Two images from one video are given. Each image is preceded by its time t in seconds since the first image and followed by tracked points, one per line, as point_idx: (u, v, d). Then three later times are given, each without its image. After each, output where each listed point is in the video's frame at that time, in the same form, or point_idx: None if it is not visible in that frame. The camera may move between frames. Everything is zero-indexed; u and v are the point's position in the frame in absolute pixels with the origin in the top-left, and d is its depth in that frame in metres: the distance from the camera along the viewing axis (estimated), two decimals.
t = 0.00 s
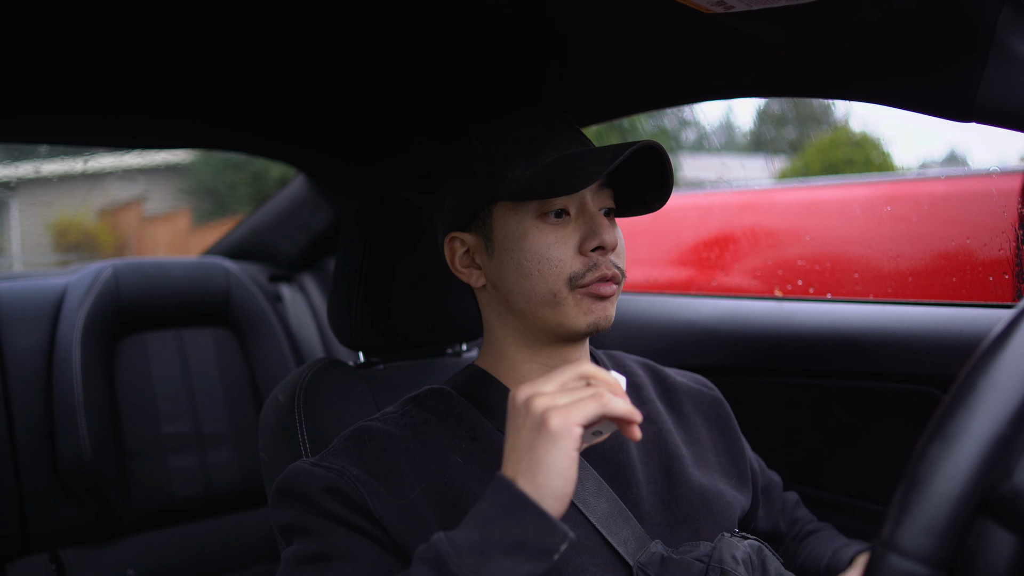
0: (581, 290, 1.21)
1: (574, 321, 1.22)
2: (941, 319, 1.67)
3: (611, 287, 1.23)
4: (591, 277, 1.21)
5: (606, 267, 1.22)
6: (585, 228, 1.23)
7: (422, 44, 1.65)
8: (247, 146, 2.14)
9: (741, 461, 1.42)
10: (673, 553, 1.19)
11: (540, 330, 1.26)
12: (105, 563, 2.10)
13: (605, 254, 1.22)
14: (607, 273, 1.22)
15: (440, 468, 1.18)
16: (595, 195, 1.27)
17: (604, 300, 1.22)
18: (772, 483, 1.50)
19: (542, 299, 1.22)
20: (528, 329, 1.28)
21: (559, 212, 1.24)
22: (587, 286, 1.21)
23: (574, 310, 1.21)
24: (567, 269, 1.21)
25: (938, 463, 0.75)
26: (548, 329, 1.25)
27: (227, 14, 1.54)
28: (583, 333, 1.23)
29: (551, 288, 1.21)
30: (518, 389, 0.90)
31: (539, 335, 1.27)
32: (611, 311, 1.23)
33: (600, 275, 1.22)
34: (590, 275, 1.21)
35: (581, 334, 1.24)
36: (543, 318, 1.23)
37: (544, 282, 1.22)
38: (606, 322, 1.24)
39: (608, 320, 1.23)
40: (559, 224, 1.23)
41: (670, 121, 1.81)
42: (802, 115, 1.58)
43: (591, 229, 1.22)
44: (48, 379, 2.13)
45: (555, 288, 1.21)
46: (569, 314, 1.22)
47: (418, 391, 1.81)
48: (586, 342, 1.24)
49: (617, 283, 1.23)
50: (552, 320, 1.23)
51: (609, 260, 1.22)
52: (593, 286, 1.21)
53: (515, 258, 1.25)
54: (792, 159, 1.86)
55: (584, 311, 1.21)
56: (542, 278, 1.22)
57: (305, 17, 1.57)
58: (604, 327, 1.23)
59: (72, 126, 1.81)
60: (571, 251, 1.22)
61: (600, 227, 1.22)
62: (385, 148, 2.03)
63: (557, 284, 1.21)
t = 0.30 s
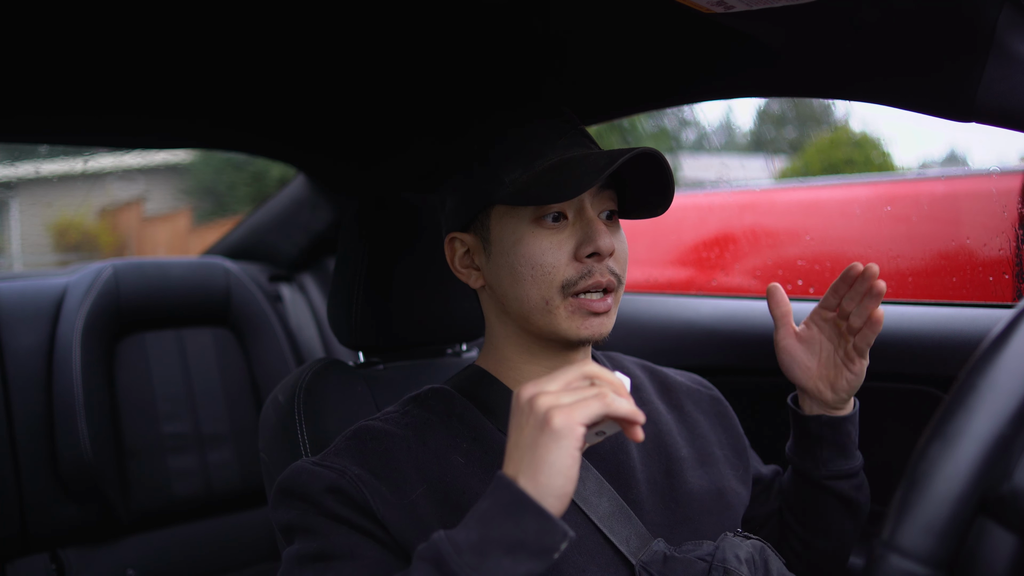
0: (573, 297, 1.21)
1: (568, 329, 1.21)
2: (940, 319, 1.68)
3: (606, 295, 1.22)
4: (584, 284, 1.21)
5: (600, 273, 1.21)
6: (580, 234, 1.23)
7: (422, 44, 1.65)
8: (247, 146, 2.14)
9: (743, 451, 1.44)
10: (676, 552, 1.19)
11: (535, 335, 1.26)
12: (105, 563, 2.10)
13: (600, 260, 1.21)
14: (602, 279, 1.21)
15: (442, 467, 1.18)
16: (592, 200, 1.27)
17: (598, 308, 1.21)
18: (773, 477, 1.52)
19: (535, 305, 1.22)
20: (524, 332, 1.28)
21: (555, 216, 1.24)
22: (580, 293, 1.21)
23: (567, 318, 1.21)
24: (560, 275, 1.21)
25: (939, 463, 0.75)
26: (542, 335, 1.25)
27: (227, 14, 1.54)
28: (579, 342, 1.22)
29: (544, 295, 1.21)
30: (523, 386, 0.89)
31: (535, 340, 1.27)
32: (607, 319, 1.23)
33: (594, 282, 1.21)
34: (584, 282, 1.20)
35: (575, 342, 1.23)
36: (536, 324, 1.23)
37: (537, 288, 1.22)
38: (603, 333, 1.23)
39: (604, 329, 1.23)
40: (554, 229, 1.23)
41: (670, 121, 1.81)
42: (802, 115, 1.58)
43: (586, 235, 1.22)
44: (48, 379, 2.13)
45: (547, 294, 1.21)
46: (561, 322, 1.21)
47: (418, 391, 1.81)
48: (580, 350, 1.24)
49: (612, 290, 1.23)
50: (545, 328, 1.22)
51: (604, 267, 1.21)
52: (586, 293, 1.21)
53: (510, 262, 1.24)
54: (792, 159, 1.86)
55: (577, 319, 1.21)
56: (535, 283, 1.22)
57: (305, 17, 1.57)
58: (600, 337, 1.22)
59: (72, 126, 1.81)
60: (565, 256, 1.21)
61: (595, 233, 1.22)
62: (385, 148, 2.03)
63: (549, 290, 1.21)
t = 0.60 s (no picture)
0: (592, 283, 1.21)
1: (586, 315, 1.20)
2: (941, 319, 1.67)
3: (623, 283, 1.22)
4: (604, 269, 1.21)
5: (618, 261, 1.22)
6: (600, 223, 1.24)
7: (422, 44, 1.65)
8: (247, 146, 2.14)
9: (743, 454, 1.43)
10: (678, 551, 1.18)
11: (551, 325, 1.25)
12: (105, 563, 2.10)
13: (618, 248, 1.22)
14: (620, 268, 1.22)
15: (442, 467, 1.18)
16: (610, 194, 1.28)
17: (617, 295, 1.21)
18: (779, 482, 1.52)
19: (554, 290, 1.21)
20: (539, 322, 1.27)
21: (574, 206, 1.25)
22: (599, 279, 1.21)
23: (586, 303, 1.20)
24: (580, 261, 1.21)
25: (938, 463, 0.73)
26: (558, 323, 1.24)
27: (227, 14, 1.54)
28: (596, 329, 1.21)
29: (564, 279, 1.21)
30: (522, 388, 0.89)
31: (550, 330, 1.26)
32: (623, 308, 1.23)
33: (612, 269, 1.22)
34: (603, 268, 1.21)
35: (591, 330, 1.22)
36: (554, 310, 1.22)
37: (557, 273, 1.21)
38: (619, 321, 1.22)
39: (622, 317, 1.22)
40: (573, 217, 1.24)
41: (670, 120, 1.81)
42: (802, 115, 1.58)
43: (605, 223, 1.23)
44: (48, 378, 2.13)
45: (567, 278, 1.21)
46: (580, 308, 1.20)
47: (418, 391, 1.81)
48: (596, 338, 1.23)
49: (629, 280, 1.23)
50: (563, 313, 1.22)
51: (622, 255, 1.22)
52: (605, 279, 1.21)
53: (529, 247, 1.25)
54: (792, 159, 1.87)
55: (597, 305, 1.20)
56: (555, 268, 1.22)
57: (305, 17, 1.57)
58: (619, 324, 1.21)
59: (72, 126, 1.81)
60: (584, 242, 1.22)
61: (614, 222, 1.23)
62: (385, 149, 2.03)
63: (569, 275, 1.21)
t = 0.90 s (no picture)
0: (587, 288, 1.21)
1: (581, 322, 1.20)
2: (940, 319, 1.68)
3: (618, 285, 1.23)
4: (598, 274, 1.21)
5: (612, 264, 1.22)
6: (593, 226, 1.23)
7: (421, 44, 1.65)
8: (247, 146, 2.14)
9: (745, 456, 1.44)
10: (679, 552, 1.19)
11: (547, 330, 1.25)
12: (105, 563, 2.09)
13: (611, 251, 1.21)
14: (614, 270, 1.22)
15: (444, 468, 1.18)
16: (603, 194, 1.27)
17: (611, 299, 1.21)
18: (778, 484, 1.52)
19: (548, 298, 1.22)
20: (536, 328, 1.27)
21: (567, 209, 1.24)
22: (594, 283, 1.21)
23: (581, 308, 1.20)
24: (573, 266, 1.21)
25: (938, 464, 0.73)
26: (554, 329, 1.24)
27: (227, 14, 1.54)
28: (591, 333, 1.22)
29: (557, 286, 1.21)
30: (523, 389, 0.89)
31: (546, 335, 1.27)
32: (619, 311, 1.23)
33: (606, 273, 1.22)
34: (597, 272, 1.21)
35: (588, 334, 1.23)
36: (550, 317, 1.23)
37: (551, 280, 1.21)
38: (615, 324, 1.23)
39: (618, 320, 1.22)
40: (565, 221, 1.23)
41: (670, 121, 1.81)
42: (802, 115, 1.58)
43: (599, 226, 1.22)
44: (48, 379, 2.13)
45: (562, 285, 1.21)
46: (575, 313, 1.21)
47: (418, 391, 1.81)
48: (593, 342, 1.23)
49: (624, 282, 1.23)
50: (558, 320, 1.22)
51: (616, 258, 1.22)
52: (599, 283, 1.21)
53: (522, 254, 1.24)
54: (792, 159, 1.86)
55: (592, 309, 1.21)
56: (548, 275, 1.22)
57: (305, 17, 1.57)
58: (615, 330, 1.21)
59: (72, 126, 1.81)
60: (578, 247, 1.22)
61: (607, 224, 1.22)
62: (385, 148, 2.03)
63: (563, 282, 1.21)
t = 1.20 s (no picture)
0: (557, 308, 1.20)
1: (557, 339, 1.20)
2: (941, 318, 1.69)
3: (591, 301, 1.20)
4: (566, 294, 1.19)
5: (581, 282, 1.19)
6: (558, 245, 1.21)
7: (421, 44, 1.65)
8: (246, 146, 2.14)
9: (735, 456, 1.43)
10: (677, 549, 1.18)
11: (530, 346, 1.26)
12: (105, 563, 2.09)
13: (578, 270, 1.19)
14: (584, 288, 1.20)
15: (443, 468, 1.18)
16: (568, 208, 1.25)
17: (583, 315, 1.20)
18: (773, 483, 1.48)
19: (522, 320, 1.22)
20: (519, 343, 1.28)
21: (531, 229, 1.22)
22: (563, 303, 1.20)
23: (555, 327, 1.20)
24: (541, 289, 1.20)
25: (937, 464, 0.73)
26: (535, 345, 1.24)
27: (227, 14, 1.54)
28: (570, 348, 1.21)
29: (528, 309, 1.21)
30: (525, 389, 0.89)
31: (529, 348, 1.27)
32: (597, 325, 1.21)
33: (575, 292, 1.20)
34: (565, 293, 1.19)
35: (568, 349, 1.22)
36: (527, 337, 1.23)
37: (521, 303, 1.21)
38: (594, 338, 1.21)
39: (596, 334, 1.21)
40: (530, 243, 1.22)
41: (670, 120, 1.81)
42: (802, 115, 1.58)
43: (563, 246, 1.20)
44: (48, 379, 2.13)
45: (532, 308, 1.21)
46: (549, 333, 1.20)
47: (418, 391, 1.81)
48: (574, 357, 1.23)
49: (599, 296, 1.21)
50: (535, 338, 1.22)
51: (585, 275, 1.20)
52: (569, 302, 1.20)
53: (492, 278, 1.25)
54: (792, 159, 1.86)
55: (566, 328, 1.20)
56: (518, 298, 1.22)
57: (304, 17, 1.57)
58: (590, 342, 1.21)
59: (72, 126, 1.81)
60: (543, 268, 1.20)
61: (571, 243, 1.20)
62: (384, 148, 2.03)
63: (532, 304, 1.20)
